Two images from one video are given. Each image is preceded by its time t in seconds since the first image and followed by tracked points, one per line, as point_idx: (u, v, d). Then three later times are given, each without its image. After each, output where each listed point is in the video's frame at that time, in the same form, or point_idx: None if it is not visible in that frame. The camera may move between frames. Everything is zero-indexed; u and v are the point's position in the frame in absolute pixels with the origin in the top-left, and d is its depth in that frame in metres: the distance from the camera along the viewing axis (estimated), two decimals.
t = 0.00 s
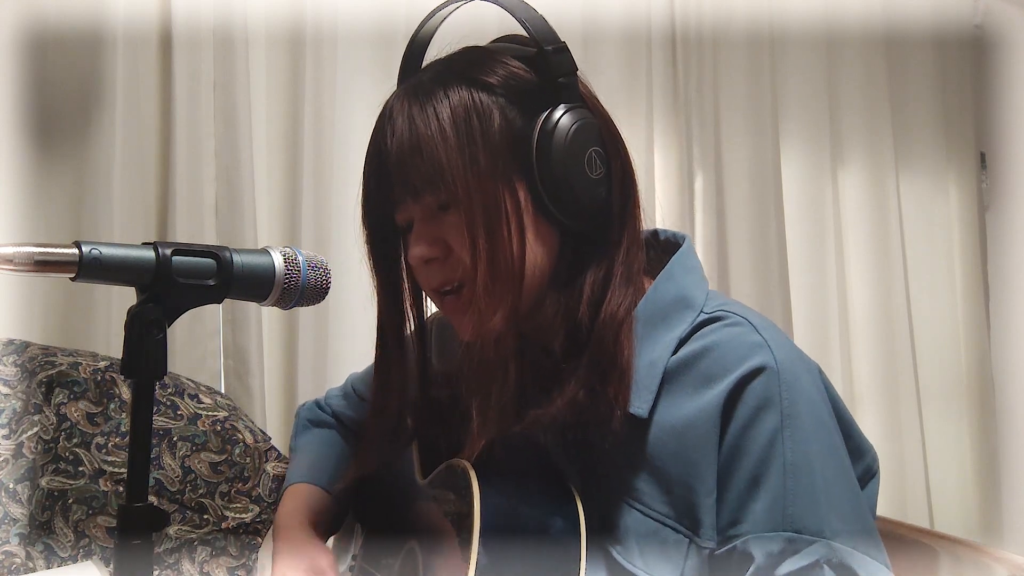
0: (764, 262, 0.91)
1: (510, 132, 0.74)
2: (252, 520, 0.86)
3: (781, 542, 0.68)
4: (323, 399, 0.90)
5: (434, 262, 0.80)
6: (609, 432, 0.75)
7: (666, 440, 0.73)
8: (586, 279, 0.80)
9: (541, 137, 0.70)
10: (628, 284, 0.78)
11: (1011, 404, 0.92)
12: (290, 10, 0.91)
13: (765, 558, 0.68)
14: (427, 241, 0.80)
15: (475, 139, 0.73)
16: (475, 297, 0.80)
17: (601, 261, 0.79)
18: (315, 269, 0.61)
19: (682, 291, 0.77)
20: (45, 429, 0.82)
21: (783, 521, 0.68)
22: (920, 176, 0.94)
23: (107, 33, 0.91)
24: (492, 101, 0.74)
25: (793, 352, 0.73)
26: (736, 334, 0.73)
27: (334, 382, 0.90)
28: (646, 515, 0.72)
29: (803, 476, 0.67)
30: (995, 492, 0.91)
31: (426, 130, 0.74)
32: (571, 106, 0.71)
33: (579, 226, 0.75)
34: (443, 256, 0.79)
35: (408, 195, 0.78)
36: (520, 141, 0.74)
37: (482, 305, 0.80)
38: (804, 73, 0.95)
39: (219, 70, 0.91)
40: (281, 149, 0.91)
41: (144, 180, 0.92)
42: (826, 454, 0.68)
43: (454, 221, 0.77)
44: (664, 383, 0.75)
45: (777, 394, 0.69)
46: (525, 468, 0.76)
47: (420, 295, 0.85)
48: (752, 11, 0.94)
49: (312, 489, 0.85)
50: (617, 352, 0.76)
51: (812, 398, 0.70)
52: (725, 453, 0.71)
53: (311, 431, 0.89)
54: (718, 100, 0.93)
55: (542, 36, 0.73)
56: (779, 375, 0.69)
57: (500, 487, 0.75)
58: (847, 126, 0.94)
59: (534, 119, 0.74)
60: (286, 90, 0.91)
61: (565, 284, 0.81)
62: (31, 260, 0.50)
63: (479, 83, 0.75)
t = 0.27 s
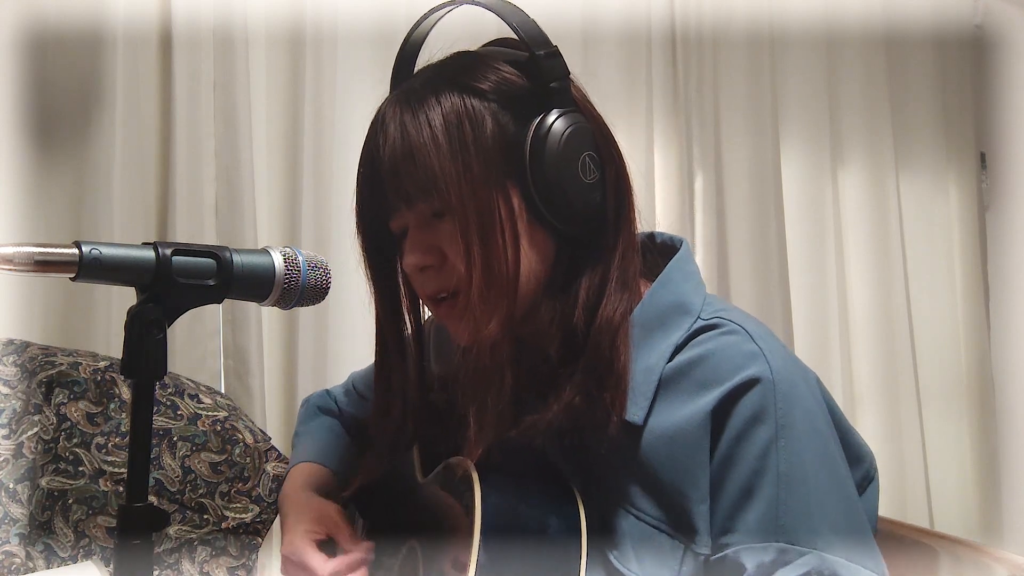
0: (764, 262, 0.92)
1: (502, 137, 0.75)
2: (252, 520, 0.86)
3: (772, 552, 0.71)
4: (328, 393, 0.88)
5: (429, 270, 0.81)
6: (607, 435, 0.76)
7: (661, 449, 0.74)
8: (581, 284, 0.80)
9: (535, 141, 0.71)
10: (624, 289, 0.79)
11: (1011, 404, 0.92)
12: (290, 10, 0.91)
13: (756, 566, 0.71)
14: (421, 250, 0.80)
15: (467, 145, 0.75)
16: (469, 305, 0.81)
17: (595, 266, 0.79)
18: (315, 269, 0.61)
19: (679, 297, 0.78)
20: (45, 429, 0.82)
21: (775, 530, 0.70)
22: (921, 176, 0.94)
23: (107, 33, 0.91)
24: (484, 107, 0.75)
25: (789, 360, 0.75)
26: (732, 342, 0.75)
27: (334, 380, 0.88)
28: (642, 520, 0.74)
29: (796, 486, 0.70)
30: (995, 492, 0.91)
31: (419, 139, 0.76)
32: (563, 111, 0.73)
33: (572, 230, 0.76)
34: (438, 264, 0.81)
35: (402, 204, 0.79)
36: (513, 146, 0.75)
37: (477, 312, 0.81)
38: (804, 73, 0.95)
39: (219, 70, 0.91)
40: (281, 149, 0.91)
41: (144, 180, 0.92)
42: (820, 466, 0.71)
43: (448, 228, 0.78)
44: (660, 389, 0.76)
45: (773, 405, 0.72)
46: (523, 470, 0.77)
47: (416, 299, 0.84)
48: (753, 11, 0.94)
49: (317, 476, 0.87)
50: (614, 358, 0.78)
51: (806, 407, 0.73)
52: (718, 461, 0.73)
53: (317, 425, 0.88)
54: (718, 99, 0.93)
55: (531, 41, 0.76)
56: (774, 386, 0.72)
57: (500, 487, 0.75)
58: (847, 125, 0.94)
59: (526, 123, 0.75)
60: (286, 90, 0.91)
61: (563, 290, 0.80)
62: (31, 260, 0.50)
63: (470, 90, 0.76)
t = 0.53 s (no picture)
0: (764, 262, 0.92)
1: (501, 135, 0.74)
2: (252, 520, 0.86)
3: (772, 543, 0.68)
4: (326, 395, 0.89)
5: (429, 268, 0.81)
6: (607, 431, 0.75)
7: (662, 445, 0.72)
8: (581, 281, 0.79)
9: (534, 139, 0.70)
10: (622, 284, 0.78)
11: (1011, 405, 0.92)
12: (290, 10, 0.91)
13: (756, 558, 0.68)
14: (421, 248, 0.80)
15: (467, 143, 0.74)
16: (469, 303, 0.80)
17: (595, 263, 0.79)
18: (315, 269, 0.61)
19: (676, 292, 0.77)
20: (45, 429, 0.82)
21: (774, 522, 0.68)
22: (921, 176, 0.94)
23: (107, 33, 0.91)
24: (483, 104, 0.74)
25: (787, 352, 0.73)
26: (731, 335, 0.73)
27: (336, 380, 0.89)
28: (640, 517, 0.72)
29: (795, 478, 0.68)
30: (995, 492, 0.91)
31: (417, 136, 0.75)
32: (562, 108, 0.72)
33: (571, 226, 0.75)
34: (438, 261, 0.80)
35: (401, 201, 0.78)
36: (512, 143, 0.74)
37: (476, 312, 0.80)
38: (804, 73, 0.95)
39: (219, 70, 0.91)
40: (281, 149, 0.91)
41: (144, 180, 0.92)
42: (818, 457, 0.69)
43: (447, 226, 0.77)
44: (659, 384, 0.75)
45: (771, 394, 0.69)
46: (524, 467, 0.77)
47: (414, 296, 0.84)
48: (753, 11, 0.94)
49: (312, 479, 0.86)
50: (612, 353, 0.77)
51: (805, 398, 0.70)
52: (719, 453, 0.71)
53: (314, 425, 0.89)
54: (718, 99, 0.93)
55: (531, 38, 0.74)
56: (773, 377, 0.70)
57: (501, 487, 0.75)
58: (847, 126, 0.94)
59: (526, 121, 0.73)
60: (286, 90, 0.92)
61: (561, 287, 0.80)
62: (31, 260, 0.50)
63: (469, 87, 0.75)
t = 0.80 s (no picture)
0: (764, 262, 0.91)
1: (505, 135, 0.73)
2: (252, 520, 0.86)
3: (777, 544, 0.66)
4: (327, 396, 0.91)
5: (432, 267, 0.80)
6: (608, 430, 0.75)
7: (663, 447, 0.72)
8: (583, 281, 0.79)
9: (536, 140, 0.70)
10: (625, 285, 0.78)
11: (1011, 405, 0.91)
12: (290, 11, 0.91)
13: (760, 559, 0.66)
14: (424, 247, 0.79)
15: (470, 141, 0.72)
16: (471, 302, 0.77)
17: (597, 264, 0.79)
18: (315, 269, 0.61)
19: (677, 293, 0.77)
20: (45, 429, 0.82)
21: (777, 523, 0.66)
22: (921, 177, 0.94)
23: (107, 33, 0.91)
24: (487, 104, 0.73)
25: (789, 352, 0.72)
26: (733, 335, 0.73)
27: (335, 380, 0.92)
28: (643, 517, 0.72)
29: (798, 478, 0.66)
30: (996, 493, 0.91)
31: (421, 134, 0.73)
32: (565, 109, 0.71)
33: (574, 227, 0.75)
34: (441, 261, 0.79)
35: (405, 201, 0.77)
36: (516, 143, 0.73)
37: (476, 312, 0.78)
38: (804, 74, 0.95)
39: (219, 70, 0.91)
40: (281, 149, 0.92)
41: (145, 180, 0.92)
42: (821, 456, 0.68)
43: (451, 225, 0.76)
44: (662, 384, 0.75)
45: (773, 395, 0.68)
46: (524, 466, 0.77)
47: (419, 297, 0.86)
48: (752, 11, 0.94)
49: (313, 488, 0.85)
50: (615, 352, 0.76)
51: (809, 399, 0.69)
52: (721, 452, 0.71)
53: (315, 427, 0.90)
54: (718, 100, 0.93)
55: (535, 38, 0.73)
56: (776, 377, 0.69)
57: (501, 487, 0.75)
58: (847, 126, 0.95)
59: (529, 122, 0.73)
60: (286, 91, 0.92)
61: (563, 287, 0.81)
62: (31, 260, 0.49)
63: (473, 87, 0.74)
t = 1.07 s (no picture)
0: (764, 262, 0.92)
1: (500, 135, 0.73)
2: (252, 520, 0.86)
3: (775, 537, 0.65)
4: (323, 402, 0.91)
5: (429, 268, 0.79)
6: (608, 429, 0.75)
7: (662, 441, 0.73)
8: (581, 279, 0.80)
9: (531, 137, 0.70)
10: (623, 282, 0.78)
11: (1011, 406, 0.91)
12: (290, 12, 0.91)
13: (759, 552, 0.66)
14: (420, 248, 0.78)
15: (466, 143, 0.72)
16: (470, 299, 0.75)
17: (594, 261, 0.79)
18: (315, 269, 0.61)
19: (675, 290, 0.78)
20: (45, 430, 0.82)
21: (777, 515, 0.65)
22: (921, 177, 0.94)
23: (107, 33, 0.91)
24: (481, 105, 0.73)
25: (787, 345, 0.72)
26: (730, 330, 0.73)
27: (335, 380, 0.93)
28: (643, 514, 0.72)
29: (797, 470, 0.66)
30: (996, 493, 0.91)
31: (415, 137, 0.73)
32: (560, 107, 0.71)
33: (571, 226, 0.75)
34: (438, 262, 0.78)
35: (400, 202, 0.77)
36: (511, 143, 0.73)
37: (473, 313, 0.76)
38: (804, 74, 0.94)
39: (219, 71, 0.91)
40: (281, 150, 0.92)
41: (145, 180, 0.92)
42: (819, 447, 0.67)
43: (447, 227, 0.75)
44: (661, 381, 0.75)
45: (772, 389, 0.68)
46: (524, 466, 0.77)
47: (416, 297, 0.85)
48: (753, 11, 0.94)
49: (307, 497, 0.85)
50: (615, 348, 0.75)
51: (807, 390, 0.69)
52: (722, 447, 0.70)
53: (309, 436, 0.90)
54: (718, 100, 0.93)
55: (527, 36, 0.72)
56: (774, 370, 0.69)
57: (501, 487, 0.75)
58: (847, 127, 0.95)
59: (524, 121, 0.73)
60: (286, 91, 0.92)
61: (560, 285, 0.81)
62: (31, 260, 0.49)
63: (467, 87, 0.74)
